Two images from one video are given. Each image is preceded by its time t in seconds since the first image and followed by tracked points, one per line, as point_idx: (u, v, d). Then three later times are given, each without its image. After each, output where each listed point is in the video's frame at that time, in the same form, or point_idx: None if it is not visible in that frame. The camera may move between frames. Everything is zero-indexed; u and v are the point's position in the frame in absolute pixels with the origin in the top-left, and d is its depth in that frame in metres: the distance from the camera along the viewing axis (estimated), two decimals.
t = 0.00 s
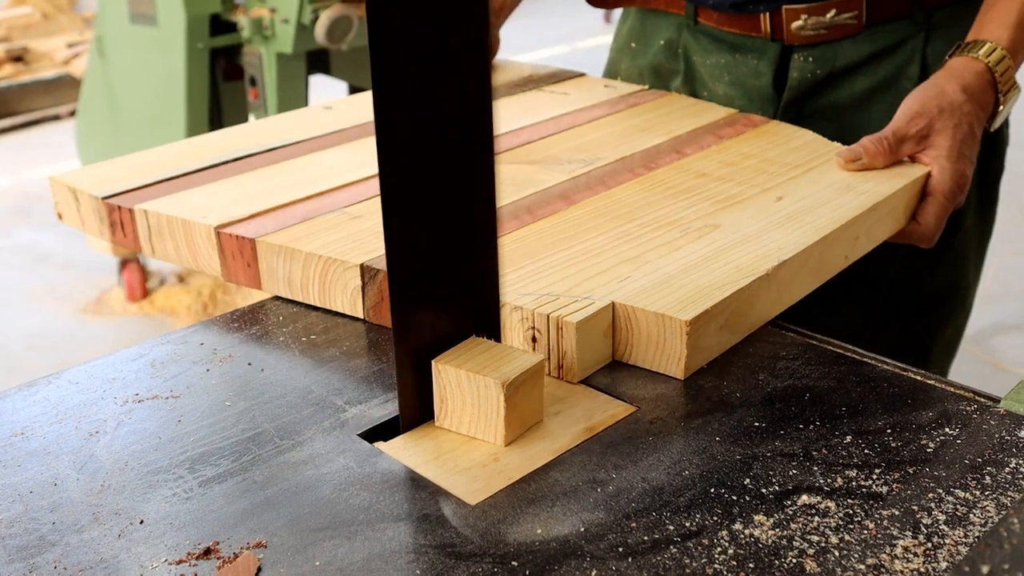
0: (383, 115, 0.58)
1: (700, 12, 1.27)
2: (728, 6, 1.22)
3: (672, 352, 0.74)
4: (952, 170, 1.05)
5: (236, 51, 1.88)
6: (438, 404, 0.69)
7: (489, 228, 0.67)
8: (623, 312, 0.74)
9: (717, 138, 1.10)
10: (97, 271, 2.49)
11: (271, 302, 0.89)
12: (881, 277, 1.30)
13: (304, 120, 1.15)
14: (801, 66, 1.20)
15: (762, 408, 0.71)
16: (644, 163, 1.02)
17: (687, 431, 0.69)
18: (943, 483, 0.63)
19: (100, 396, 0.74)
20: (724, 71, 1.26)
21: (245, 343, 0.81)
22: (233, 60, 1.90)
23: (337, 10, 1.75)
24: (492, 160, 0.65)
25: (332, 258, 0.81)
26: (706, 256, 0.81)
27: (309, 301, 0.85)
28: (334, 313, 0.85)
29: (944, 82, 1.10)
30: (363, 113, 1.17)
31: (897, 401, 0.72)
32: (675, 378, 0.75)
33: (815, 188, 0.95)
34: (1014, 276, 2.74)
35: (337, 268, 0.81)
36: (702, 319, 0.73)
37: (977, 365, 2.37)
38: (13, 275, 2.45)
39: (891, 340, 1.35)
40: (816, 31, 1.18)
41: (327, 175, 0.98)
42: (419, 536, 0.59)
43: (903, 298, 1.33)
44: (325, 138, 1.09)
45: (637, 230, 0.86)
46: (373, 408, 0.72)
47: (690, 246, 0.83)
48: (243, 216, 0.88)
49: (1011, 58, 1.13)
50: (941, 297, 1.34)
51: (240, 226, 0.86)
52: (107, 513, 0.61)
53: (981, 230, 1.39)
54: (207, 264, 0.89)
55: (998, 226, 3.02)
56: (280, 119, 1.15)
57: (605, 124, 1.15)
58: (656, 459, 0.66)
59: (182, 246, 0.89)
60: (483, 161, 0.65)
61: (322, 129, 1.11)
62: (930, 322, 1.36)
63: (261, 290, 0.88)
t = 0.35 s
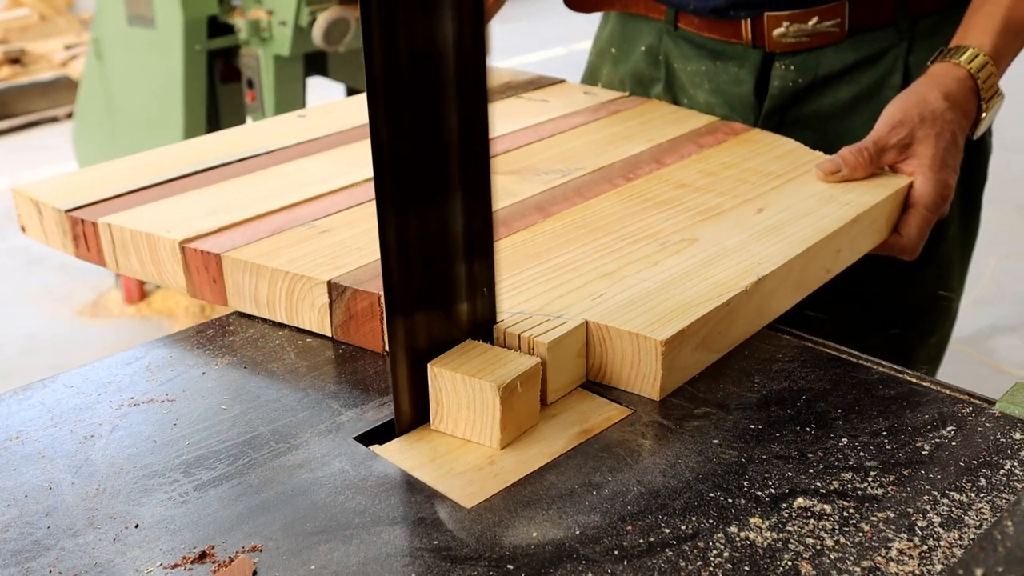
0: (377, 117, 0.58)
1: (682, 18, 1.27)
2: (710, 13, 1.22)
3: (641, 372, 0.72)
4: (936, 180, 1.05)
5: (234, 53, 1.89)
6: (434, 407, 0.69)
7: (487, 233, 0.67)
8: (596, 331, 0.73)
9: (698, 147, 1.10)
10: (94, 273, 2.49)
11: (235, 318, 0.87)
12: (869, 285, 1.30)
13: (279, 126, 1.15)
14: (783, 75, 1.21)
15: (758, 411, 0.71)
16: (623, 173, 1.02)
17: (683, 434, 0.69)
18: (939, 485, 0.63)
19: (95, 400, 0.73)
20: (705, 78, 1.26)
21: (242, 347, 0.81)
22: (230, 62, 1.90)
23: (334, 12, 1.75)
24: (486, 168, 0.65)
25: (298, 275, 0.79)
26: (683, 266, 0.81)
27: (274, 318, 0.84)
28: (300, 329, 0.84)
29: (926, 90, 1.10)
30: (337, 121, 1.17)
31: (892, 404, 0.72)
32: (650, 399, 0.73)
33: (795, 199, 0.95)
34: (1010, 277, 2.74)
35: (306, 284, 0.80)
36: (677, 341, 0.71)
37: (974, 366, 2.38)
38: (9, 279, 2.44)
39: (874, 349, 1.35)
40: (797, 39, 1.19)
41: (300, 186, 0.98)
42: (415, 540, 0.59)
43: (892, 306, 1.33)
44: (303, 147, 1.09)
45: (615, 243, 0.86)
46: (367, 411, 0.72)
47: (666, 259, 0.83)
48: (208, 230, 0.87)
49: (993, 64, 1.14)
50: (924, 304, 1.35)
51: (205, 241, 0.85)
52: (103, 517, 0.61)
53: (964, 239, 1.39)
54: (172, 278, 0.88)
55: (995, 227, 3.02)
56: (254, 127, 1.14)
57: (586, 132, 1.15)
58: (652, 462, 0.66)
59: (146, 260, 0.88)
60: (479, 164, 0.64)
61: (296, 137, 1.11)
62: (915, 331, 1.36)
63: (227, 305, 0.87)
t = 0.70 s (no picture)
0: (372, 118, 0.59)
1: (699, 20, 1.28)
2: (727, 16, 1.22)
3: (676, 363, 0.74)
4: (954, 177, 1.06)
5: (231, 57, 1.88)
6: (431, 412, 0.69)
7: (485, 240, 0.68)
8: (629, 322, 0.74)
9: (720, 145, 1.10)
10: (92, 276, 2.49)
11: (264, 309, 0.90)
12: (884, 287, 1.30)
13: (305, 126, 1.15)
14: (800, 75, 1.21)
15: (754, 415, 0.71)
16: (647, 170, 1.03)
17: (678, 438, 0.69)
18: (932, 489, 0.63)
19: (92, 405, 0.74)
20: (723, 79, 1.27)
21: (240, 352, 0.82)
22: (227, 66, 1.90)
23: (332, 16, 1.75)
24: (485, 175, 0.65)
25: (335, 269, 0.80)
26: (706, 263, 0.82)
27: (312, 311, 0.85)
28: (336, 323, 0.85)
29: (945, 88, 1.10)
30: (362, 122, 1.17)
31: (887, 408, 0.72)
32: (681, 388, 0.74)
33: (815, 196, 0.96)
34: (1009, 279, 2.75)
35: (342, 278, 0.80)
36: (708, 332, 0.73)
37: (967, 368, 2.38)
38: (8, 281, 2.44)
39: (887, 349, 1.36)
40: (815, 40, 1.19)
41: (326, 185, 0.98)
42: (411, 545, 0.59)
43: (905, 306, 1.33)
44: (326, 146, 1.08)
45: (641, 237, 0.87)
46: (364, 416, 0.72)
47: (692, 254, 0.83)
48: (245, 226, 0.88)
49: (1012, 64, 1.14)
50: (937, 304, 1.35)
51: (242, 236, 0.86)
52: (100, 523, 0.61)
53: (977, 236, 1.39)
54: (209, 274, 0.89)
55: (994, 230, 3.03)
56: (280, 126, 1.15)
57: (600, 132, 1.15)
58: (647, 467, 0.66)
59: (184, 256, 0.89)
60: (476, 168, 0.64)
61: (322, 136, 1.11)
62: (928, 330, 1.37)
63: (264, 300, 0.88)
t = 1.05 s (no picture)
0: (362, 121, 0.58)
1: (676, 25, 1.28)
2: (705, 21, 1.21)
3: (638, 384, 0.72)
4: (930, 185, 1.05)
5: (227, 58, 1.89)
6: (422, 416, 0.69)
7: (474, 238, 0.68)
8: (593, 343, 0.73)
9: (692, 154, 1.10)
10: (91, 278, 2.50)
11: (219, 326, 0.88)
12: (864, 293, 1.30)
13: (271, 135, 1.15)
14: (777, 83, 1.21)
15: (745, 418, 0.71)
16: (617, 181, 1.03)
17: (669, 442, 0.69)
18: (924, 492, 0.63)
19: (84, 409, 0.74)
20: (700, 85, 1.27)
21: (231, 356, 0.81)
22: (222, 68, 1.90)
23: (328, 18, 1.76)
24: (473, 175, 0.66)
25: (293, 287, 0.80)
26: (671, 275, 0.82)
27: (268, 330, 0.83)
28: (294, 343, 0.83)
29: (919, 96, 1.10)
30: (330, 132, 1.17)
31: (878, 411, 0.72)
32: (648, 410, 0.72)
33: (790, 207, 0.96)
34: (1003, 280, 2.75)
35: (301, 297, 0.79)
36: (675, 352, 0.71)
37: (966, 369, 2.39)
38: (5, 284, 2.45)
39: (868, 358, 1.36)
40: (792, 47, 1.19)
41: (282, 201, 0.97)
42: (402, 549, 0.59)
43: (885, 313, 1.33)
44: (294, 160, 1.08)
45: (609, 252, 0.87)
46: (356, 420, 0.72)
47: (660, 270, 0.83)
48: (200, 242, 0.88)
49: (987, 71, 1.14)
50: (918, 312, 1.35)
51: (197, 253, 0.86)
52: (91, 527, 0.61)
53: (957, 249, 1.40)
54: (164, 289, 0.88)
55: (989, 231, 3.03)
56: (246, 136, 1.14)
57: (577, 140, 1.15)
58: (638, 471, 0.66)
59: (139, 272, 0.88)
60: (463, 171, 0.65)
61: (287, 147, 1.11)
62: (908, 341, 1.37)
63: (221, 318, 0.86)
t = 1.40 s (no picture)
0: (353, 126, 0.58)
1: (682, 26, 1.28)
2: (710, 21, 1.22)
3: (663, 375, 0.73)
4: (938, 181, 1.06)
5: (220, 61, 1.89)
6: (414, 418, 0.69)
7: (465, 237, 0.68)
8: (617, 335, 0.74)
9: (703, 151, 1.11)
10: (87, 280, 2.49)
11: (237, 321, 0.88)
12: (871, 291, 1.31)
13: (278, 135, 1.15)
14: (784, 81, 1.22)
15: (736, 420, 0.72)
16: (632, 178, 1.03)
17: (661, 444, 0.69)
18: (913, 493, 0.63)
19: (76, 411, 0.74)
20: (707, 85, 1.27)
21: (224, 358, 0.81)
22: (215, 70, 1.91)
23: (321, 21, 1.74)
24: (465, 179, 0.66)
25: (316, 283, 0.80)
26: (690, 269, 0.82)
27: (292, 324, 0.84)
28: (317, 337, 0.84)
29: (926, 93, 1.11)
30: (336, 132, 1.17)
31: (869, 412, 0.72)
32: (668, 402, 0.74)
33: (803, 202, 0.96)
34: (998, 281, 2.77)
35: (324, 292, 0.80)
36: (699, 342, 0.72)
37: (959, 370, 2.40)
38: None
39: (874, 355, 1.36)
40: (798, 46, 1.19)
41: (296, 200, 0.97)
42: (393, 551, 0.59)
43: (892, 311, 1.34)
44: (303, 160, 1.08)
45: (627, 247, 0.87)
46: (348, 422, 0.72)
47: (679, 263, 0.84)
48: (224, 239, 0.88)
49: (992, 68, 1.15)
50: (924, 307, 1.36)
51: (221, 249, 0.86)
52: (82, 530, 0.61)
53: (961, 244, 1.40)
54: (187, 286, 0.88)
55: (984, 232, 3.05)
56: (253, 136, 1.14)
57: (582, 139, 1.15)
58: (629, 472, 0.66)
59: (162, 269, 0.89)
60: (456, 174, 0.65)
61: (299, 146, 1.11)
62: (912, 337, 1.37)
63: (245, 313, 0.87)
